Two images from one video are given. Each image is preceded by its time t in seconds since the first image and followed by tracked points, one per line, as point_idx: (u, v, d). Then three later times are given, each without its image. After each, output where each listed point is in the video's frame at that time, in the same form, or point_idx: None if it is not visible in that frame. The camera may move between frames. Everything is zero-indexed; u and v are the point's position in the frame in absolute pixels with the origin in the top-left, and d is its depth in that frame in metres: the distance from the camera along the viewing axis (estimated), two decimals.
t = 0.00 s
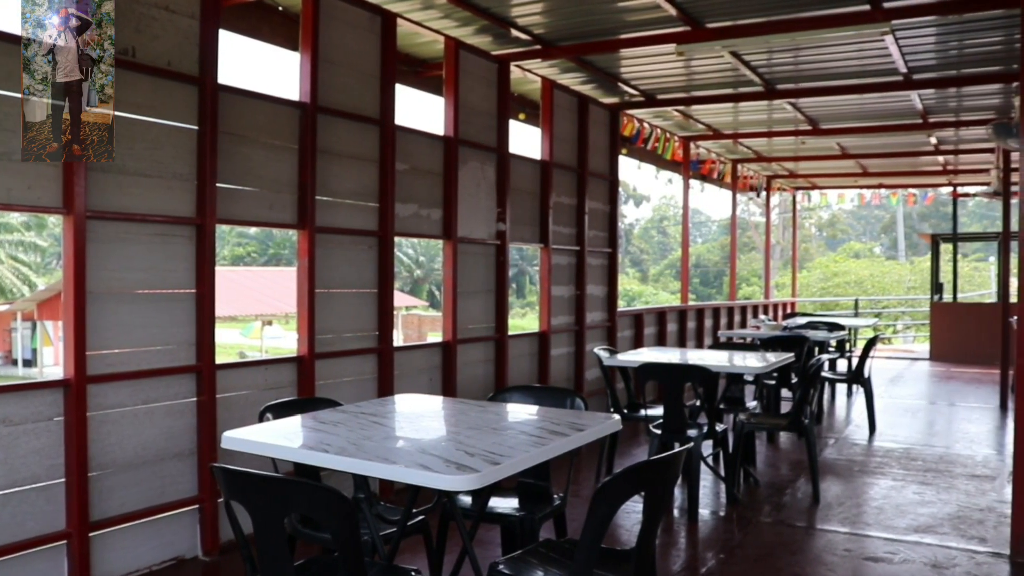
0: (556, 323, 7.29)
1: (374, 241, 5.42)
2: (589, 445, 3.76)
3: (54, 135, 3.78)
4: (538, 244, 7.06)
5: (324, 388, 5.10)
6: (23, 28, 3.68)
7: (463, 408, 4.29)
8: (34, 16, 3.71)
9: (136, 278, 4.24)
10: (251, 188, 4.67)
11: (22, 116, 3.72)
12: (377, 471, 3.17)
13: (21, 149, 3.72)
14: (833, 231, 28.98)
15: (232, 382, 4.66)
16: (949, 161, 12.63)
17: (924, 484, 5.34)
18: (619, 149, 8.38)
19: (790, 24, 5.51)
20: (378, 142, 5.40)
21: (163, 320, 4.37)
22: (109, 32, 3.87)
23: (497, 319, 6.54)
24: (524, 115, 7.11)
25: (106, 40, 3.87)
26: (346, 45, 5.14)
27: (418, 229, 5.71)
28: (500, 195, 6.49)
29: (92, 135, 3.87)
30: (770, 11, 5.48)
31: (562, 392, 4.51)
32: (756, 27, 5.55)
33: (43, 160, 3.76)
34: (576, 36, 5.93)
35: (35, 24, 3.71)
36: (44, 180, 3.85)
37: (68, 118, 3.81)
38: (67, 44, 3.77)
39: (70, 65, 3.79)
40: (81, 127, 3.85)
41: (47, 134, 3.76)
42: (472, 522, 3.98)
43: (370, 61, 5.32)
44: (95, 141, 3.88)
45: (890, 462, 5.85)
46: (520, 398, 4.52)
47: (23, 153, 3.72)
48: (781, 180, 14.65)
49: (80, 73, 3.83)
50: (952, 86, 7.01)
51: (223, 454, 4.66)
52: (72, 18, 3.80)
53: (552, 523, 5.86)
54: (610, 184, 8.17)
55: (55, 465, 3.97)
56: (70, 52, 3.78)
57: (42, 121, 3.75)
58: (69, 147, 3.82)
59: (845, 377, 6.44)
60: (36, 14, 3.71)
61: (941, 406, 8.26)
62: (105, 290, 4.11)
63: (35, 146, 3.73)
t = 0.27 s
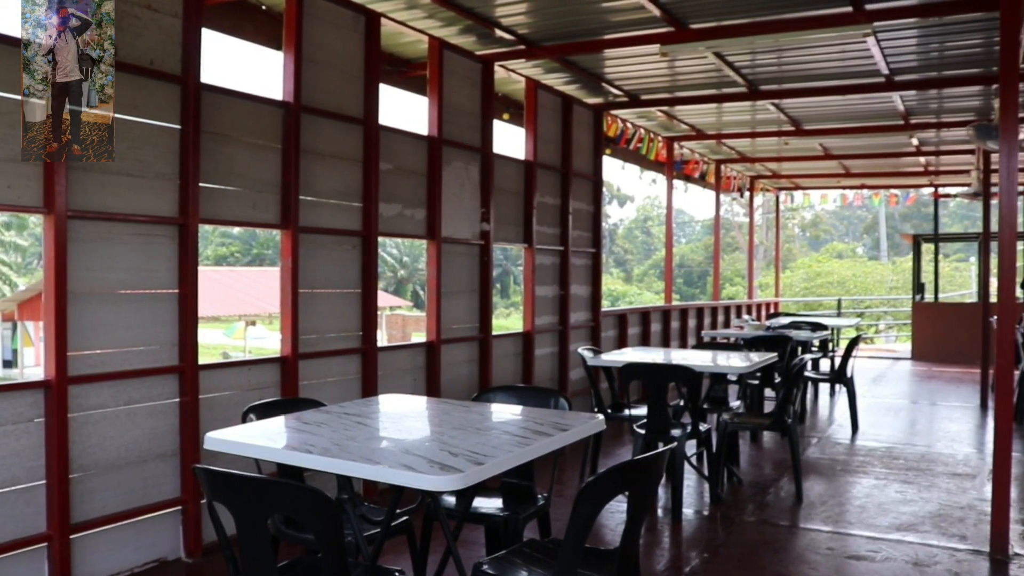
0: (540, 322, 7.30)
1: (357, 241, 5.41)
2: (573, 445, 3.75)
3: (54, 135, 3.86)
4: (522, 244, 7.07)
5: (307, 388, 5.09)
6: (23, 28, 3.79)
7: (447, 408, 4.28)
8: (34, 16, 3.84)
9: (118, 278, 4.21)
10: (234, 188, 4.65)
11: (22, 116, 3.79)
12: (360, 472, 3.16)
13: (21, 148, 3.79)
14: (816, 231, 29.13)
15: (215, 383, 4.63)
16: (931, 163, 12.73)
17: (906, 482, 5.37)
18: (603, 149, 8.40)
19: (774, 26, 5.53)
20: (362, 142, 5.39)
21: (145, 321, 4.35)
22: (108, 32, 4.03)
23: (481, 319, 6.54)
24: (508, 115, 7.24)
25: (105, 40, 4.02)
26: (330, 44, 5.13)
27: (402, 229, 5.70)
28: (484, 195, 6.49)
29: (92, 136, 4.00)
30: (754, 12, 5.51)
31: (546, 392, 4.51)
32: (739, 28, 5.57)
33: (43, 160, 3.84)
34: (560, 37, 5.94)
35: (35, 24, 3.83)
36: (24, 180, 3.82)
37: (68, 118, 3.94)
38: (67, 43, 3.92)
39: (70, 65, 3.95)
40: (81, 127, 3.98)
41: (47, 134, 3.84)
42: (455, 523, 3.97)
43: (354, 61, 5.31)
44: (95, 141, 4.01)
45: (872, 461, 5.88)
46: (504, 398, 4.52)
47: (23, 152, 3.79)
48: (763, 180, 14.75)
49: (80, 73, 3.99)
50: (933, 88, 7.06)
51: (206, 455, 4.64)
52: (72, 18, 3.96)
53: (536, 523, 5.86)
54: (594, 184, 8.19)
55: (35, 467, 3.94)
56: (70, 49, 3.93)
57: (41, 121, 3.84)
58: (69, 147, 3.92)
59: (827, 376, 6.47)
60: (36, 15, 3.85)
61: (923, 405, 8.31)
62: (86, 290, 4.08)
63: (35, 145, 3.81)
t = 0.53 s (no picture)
0: (524, 322, 7.30)
1: (341, 241, 5.40)
2: (556, 444, 3.75)
3: (54, 135, 3.76)
4: (506, 244, 7.07)
5: (290, 388, 5.07)
6: (24, 28, 3.66)
7: (430, 408, 4.27)
8: (35, 16, 3.65)
9: (99, 278, 4.18)
10: (217, 188, 4.63)
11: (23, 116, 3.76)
12: (342, 472, 3.15)
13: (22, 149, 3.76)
14: (799, 231, 29.27)
15: (197, 384, 4.61)
16: (912, 164, 12.84)
17: (888, 481, 5.41)
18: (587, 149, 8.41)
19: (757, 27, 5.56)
20: (345, 141, 5.38)
21: (126, 321, 4.32)
22: (109, 33, 3.74)
23: (465, 319, 6.54)
24: (492, 115, 7.17)
25: (106, 40, 3.73)
26: (313, 43, 5.11)
27: (386, 229, 5.70)
28: (467, 195, 6.49)
29: (92, 136, 3.80)
30: (737, 13, 5.53)
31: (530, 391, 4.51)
32: (723, 29, 5.60)
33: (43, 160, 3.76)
34: (543, 37, 5.95)
35: (35, 24, 3.65)
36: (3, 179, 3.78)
37: (68, 119, 3.75)
38: (66, 43, 3.67)
39: (70, 65, 3.72)
40: (81, 127, 3.78)
41: (47, 135, 3.76)
42: (439, 523, 3.96)
43: (337, 60, 5.30)
44: (95, 141, 3.81)
45: (854, 460, 5.91)
46: (487, 398, 4.52)
47: (23, 153, 3.76)
48: (746, 180, 14.81)
49: (80, 73, 3.74)
50: (914, 89, 7.12)
51: (188, 456, 4.62)
52: (72, 18, 3.67)
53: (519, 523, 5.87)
54: (578, 184, 8.20)
55: (15, 469, 3.90)
56: (69, 49, 3.69)
57: (42, 122, 3.77)
58: (69, 147, 3.78)
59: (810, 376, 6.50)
60: (37, 14, 3.65)
61: (904, 404, 8.38)
62: (67, 291, 4.05)
63: (35, 146, 3.76)
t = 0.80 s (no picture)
0: (507, 322, 7.31)
1: (324, 241, 5.39)
2: (540, 444, 3.75)
3: (54, 135, 3.94)
4: (490, 244, 7.07)
5: (273, 389, 5.06)
6: (24, 29, 3.84)
7: (414, 409, 4.26)
8: (34, 16, 3.89)
9: (80, 278, 4.15)
10: (200, 187, 4.61)
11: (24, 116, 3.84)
12: (325, 473, 3.14)
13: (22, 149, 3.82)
14: (782, 232, 29.41)
15: (179, 385, 4.58)
16: (894, 165, 12.95)
17: (870, 480, 5.44)
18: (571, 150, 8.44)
19: (740, 28, 5.59)
20: (328, 141, 5.37)
21: (108, 322, 4.28)
22: (107, 33, 4.13)
23: (449, 319, 6.53)
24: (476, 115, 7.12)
25: (105, 40, 4.12)
26: (296, 43, 5.10)
27: (369, 228, 5.69)
28: (451, 195, 6.49)
29: (92, 135, 4.09)
30: (722, 14, 5.56)
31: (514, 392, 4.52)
32: (707, 30, 5.62)
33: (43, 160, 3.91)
34: (527, 37, 5.95)
35: (35, 24, 3.89)
36: None
37: (69, 118, 3.99)
38: (66, 43, 3.99)
39: (71, 64, 4.01)
40: (81, 128, 4.04)
41: (48, 135, 3.92)
42: (423, 523, 3.96)
43: (320, 60, 5.30)
44: (95, 141, 4.10)
45: (837, 459, 5.94)
46: (471, 398, 4.52)
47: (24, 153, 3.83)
48: (729, 180, 14.87)
49: (80, 73, 4.05)
50: (896, 90, 7.18)
51: (171, 457, 4.59)
52: (72, 18, 4.01)
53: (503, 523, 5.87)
54: (562, 184, 8.22)
55: None
56: (69, 49, 3.99)
57: (41, 122, 3.91)
58: (69, 147, 4.00)
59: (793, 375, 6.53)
60: (36, 15, 3.90)
61: (886, 403, 8.44)
62: (48, 291, 4.02)
63: (36, 145, 3.87)
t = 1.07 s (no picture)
0: (491, 322, 7.31)
1: (307, 241, 5.37)
2: (524, 444, 3.75)
3: (54, 136, 3.90)
4: (474, 244, 7.07)
5: (257, 389, 5.04)
6: (23, 28, 3.75)
7: (397, 409, 4.26)
8: (34, 16, 3.77)
9: (61, 278, 4.11)
10: (182, 187, 4.59)
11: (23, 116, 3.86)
12: (307, 474, 3.12)
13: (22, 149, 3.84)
14: (765, 232, 29.55)
15: (161, 385, 4.56)
16: (876, 165, 13.04)
17: (853, 479, 5.47)
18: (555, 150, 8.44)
19: (724, 29, 5.61)
20: (312, 141, 5.36)
21: (89, 322, 4.25)
22: (109, 32, 3.87)
23: (433, 319, 6.53)
24: (460, 114, 7.24)
25: (106, 40, 3.86)
26: (279, 42, 5.09)
27: (353, 228, 5.67)
28: (435, 195, 6.48)
29: (92, 136, 3.99)
30: (706, 15, 5.58)
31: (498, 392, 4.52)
32: (691, 30, 5.64)
33: (43, 159, 3.88)
34: (511, 37, 5.96)
35: (35, 24, 3.76)
36: None
37: (69, 119, 3.92)
38: (66, 43, 3.77)
39: (70, 65, 3.80)
40: (81, 127, 3.96)
41: (47, 135, 3.89)
42: (407, 524, 3.94)
43: (304, 59, 5.28)
44: (95, 141, 4.00)
45: (820, 458, 5.98)
46: (455, 398, 4.51)
47: (24, 152, 3.84)
48: (712, 180, 14.91)
49: (80, 73, 3.84)
50: (878, 91, 7.23)
51: (153, 459, 4.56)
52: (72, 18, 3.80)
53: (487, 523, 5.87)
54: (546, 185, 8.22)
55: None
56: (70, 49, 3.78)
57: (41, 122, 3.90)
58: (69, 147, 3.94)
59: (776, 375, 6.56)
60: (36, 15, 3.77)
61: (868, 403, 8.49)
62: (29, 291, 3.98)
63: (36, 146, 3.86)
